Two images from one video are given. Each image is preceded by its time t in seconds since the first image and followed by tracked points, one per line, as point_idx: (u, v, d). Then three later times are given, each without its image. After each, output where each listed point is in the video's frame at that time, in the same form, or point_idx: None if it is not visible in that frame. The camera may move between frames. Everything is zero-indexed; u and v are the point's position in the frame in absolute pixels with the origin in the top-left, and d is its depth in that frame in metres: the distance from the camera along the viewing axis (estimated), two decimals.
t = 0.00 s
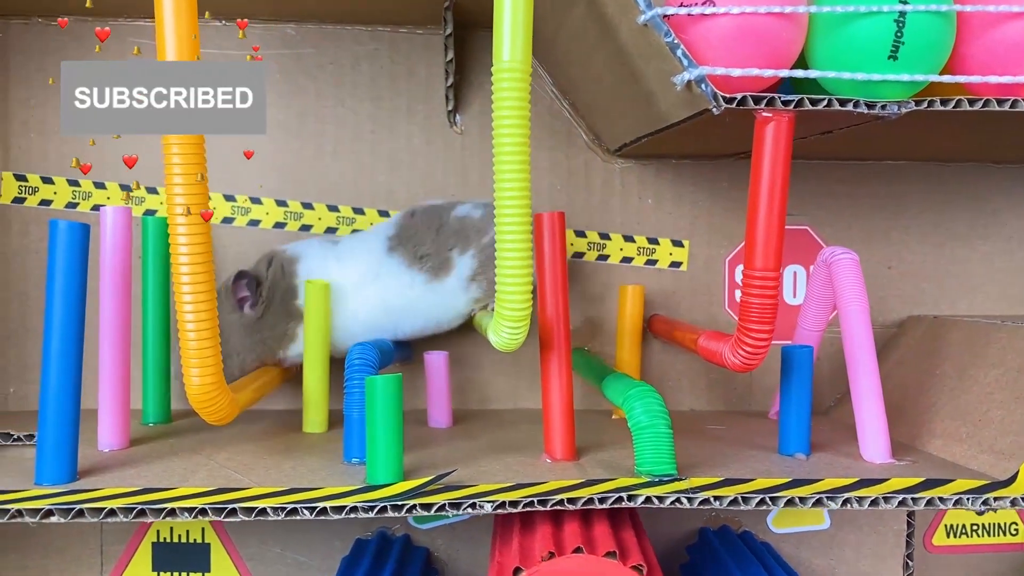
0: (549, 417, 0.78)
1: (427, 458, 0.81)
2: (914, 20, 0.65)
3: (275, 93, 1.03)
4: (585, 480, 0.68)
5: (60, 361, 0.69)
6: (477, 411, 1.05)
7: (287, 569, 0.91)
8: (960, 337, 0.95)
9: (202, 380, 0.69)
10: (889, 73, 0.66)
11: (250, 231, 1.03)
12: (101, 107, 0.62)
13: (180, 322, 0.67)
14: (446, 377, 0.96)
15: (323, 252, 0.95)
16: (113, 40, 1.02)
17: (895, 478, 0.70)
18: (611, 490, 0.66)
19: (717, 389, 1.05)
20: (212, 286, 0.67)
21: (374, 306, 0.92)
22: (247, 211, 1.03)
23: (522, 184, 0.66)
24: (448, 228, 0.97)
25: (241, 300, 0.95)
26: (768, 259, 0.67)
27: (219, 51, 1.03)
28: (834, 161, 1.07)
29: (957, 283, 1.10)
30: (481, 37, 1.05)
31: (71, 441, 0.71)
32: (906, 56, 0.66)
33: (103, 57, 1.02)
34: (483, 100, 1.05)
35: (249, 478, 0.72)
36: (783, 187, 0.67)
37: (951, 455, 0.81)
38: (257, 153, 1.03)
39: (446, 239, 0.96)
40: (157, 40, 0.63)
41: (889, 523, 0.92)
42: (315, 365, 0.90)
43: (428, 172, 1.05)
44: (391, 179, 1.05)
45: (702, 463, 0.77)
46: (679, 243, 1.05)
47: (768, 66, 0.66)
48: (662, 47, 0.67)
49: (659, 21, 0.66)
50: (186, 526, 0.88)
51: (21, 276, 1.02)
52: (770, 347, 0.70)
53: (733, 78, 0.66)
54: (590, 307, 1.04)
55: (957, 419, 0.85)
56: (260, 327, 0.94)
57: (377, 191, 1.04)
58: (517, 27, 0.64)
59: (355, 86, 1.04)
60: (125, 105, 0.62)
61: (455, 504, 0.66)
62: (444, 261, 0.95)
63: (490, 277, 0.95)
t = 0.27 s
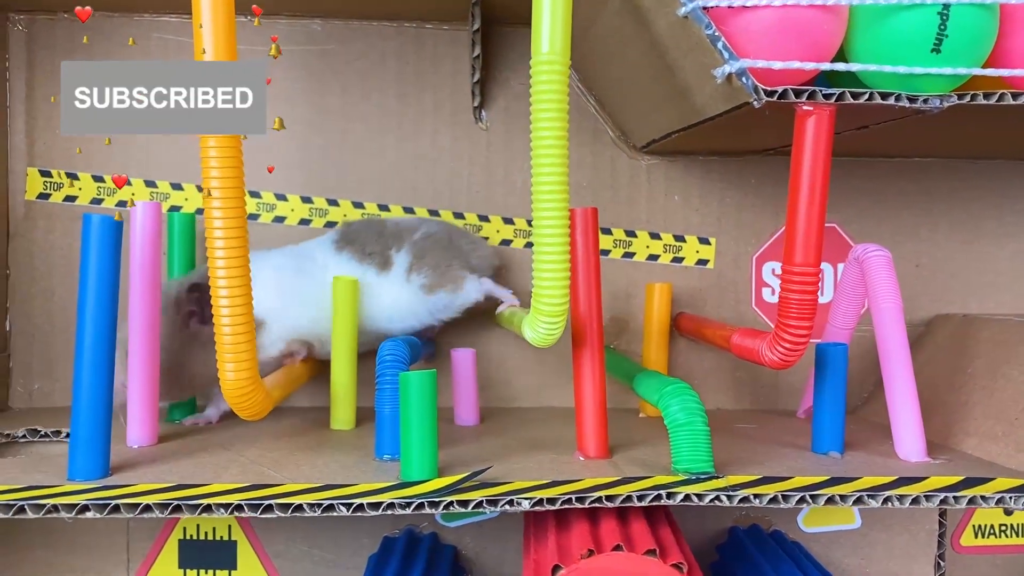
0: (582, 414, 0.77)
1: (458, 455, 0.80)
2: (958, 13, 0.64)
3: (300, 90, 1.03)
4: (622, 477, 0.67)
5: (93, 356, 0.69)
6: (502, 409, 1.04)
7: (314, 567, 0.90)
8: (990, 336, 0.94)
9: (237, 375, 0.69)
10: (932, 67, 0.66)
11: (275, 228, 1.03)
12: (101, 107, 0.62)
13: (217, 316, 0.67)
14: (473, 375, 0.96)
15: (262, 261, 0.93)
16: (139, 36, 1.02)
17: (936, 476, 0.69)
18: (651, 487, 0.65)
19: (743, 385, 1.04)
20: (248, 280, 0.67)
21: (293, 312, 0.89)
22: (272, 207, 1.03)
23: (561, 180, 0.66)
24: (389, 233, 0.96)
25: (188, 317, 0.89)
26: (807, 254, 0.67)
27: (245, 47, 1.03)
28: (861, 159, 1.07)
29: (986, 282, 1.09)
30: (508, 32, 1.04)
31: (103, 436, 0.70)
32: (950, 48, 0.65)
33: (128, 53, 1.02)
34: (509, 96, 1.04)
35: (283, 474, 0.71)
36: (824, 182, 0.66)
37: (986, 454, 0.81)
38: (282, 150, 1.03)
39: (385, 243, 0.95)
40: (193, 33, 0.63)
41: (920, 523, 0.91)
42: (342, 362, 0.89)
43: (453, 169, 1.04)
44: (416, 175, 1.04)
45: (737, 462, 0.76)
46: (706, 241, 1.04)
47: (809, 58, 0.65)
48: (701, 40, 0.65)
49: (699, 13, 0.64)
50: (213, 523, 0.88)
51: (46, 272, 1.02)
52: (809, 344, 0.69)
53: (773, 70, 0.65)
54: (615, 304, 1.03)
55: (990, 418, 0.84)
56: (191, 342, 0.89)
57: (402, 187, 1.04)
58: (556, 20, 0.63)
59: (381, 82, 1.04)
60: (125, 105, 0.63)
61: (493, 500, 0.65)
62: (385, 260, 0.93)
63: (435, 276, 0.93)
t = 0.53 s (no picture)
0: (612, 412, 0.76)
1: (488, 452, 0.80)
2: (1001, 5, 0.63)
3: (323, 85, 1.03)
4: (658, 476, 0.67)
5: (123, 352, 0.68)
6: (525, 407, 1.03)
7: (338, 565, 0.90)
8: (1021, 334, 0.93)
9: (269, 371, 0.68)
10: (974, 60, 0.65)
11: (298, 224, 1.02)
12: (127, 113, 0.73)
13: (249, 312, 0.67)
14: (498, 373, 0.95)
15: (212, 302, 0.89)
16: (161, 31, 1.02)
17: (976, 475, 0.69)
18: (687, 486, 0.65)
19: (769, 383, 1.04)
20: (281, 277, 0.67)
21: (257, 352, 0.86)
22: (295, 204, 1.02)
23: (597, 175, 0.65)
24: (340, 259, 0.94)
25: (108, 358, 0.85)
26: (846, 251, 0.66)
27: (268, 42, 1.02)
28: (889, 156, 1.05)
29: (1014, 281, 1.08)
30: (533, 28, 1.03)
31: (132, 434, 0.69)
32: (992, 41, 0.64)
33: (151, 48, 1.02)
34: (534, 92, 1.03)
35: (313, 471, 0.71)
36: (863, 176, 0.66)
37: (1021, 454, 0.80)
38: (305, 146, 1.02)
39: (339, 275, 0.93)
40: (227, 34, 0.64)
41: (951, 524, 0.91)
42: (369, 358, 0.89)
43: (477, 165, 1.03)
44: (440, 172, 1.03)
45: (771, 461, 0.75)
46: (732, 238, 1.03)
47: (848, 51, 0.64)
48: (739, 33, 0.65)
49: (738, 6, 0.63)
50: (237, 520, 0.87)
51: (69, 268, 1.02)
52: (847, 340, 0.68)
53: (812, 63, 0.64)
54: (640, 302, 1.02)
55: None
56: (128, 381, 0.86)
57: (426, 183, 1.03)
58: (593, 13, 0.63)
59: (404, 78, 1.03)
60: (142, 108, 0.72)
61: (528, 499, 0.65)
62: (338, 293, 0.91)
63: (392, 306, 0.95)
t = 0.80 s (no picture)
0: (650, 404, 0.75)
1: (522, 444, 0.79)
2: None
3: (351, 76, 1.02)
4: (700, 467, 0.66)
5: (158, 341, 0.68)
6: (553, 401, 1.02)
7: (368, 558, 0.89)
8: None
9: (306, 360, 0.68)
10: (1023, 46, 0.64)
11: (325, 216, 1.01)
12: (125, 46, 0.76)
13: (287, 301, 0.66)
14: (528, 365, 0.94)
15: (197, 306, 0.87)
16: (190, 21, 1.01)
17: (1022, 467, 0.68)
18: (732, 477, 0.64)
19: (799, 377, 1.03)
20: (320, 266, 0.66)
21: (267, 348, 0.85)
22: (323, 195, 1.02)
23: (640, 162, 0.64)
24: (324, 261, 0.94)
25: (109, 358, 0.84)
26: (892, 240, 0.65)
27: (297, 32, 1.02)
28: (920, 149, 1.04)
29: None
30: (562, 18, 1.02)
31: (167, 424, 0.69)
32: None
33: (179, 38, 1.01)
34: (562, 83, 1.02)
35: (349, 461, 0.70)
36: (910, 162, 0.65)
37: None
38: (332, 137, 1.02)
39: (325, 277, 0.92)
40: (268, 19, 0.64)
41: (988, 519, 0.89)
42: (400, 349, 0.89)
43: (505, 156, 1.03)
44: (468, 163, 1.03)
45: (810, 454, 0.74)
46: (762, 231, 1.03)
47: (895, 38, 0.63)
48: (785, 19, 0.64)
49: None
50: (265, 514, 0.86)
51: (94, 259, 1.01)
52: (891, 331, 0.67)
53: (859, 49, 0.63)
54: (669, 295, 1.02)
55: None
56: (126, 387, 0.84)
57: (453, 175, 1.03)
58: None
59: (432, 69, 1.02)
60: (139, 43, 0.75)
61: (569, 489, 0.64)
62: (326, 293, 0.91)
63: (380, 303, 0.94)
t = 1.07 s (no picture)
0: (686, 401, 0.74)
1: (556, 440, 0.79)
2: None
3: (378, 73, 1.02)
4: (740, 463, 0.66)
5: (198, 337, 0.68)
6: (581, 398, 1.02)
7: (399, 555, 0.89)
8: None
9: (345, 355, 0.68)
10: None
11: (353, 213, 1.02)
12: None
13: (328, 296, 0.67)
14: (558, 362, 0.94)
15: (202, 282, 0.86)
16: (218, 19, 1.02)
17: None
18: (773, 474, 0.64)
19: (827, 375, 1.03)
20: (360, 263, 0.67)
21: (300, 347, 0.85)
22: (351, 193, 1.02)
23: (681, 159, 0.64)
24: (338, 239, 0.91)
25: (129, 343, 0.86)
26: (933, 236, 0.65)
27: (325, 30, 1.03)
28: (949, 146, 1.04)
29: None
30: (590, 15, 1.02)
31: (206, 419, 0.69)
32: None
33: (208, 36, 1.02)
34: (590, 80, 1.02)
35: (386, 456, 0.70)
36: (951, 157, 0.64)
37: None
38: (360, 135, 1.02)
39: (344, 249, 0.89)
40: (310, 16, 0.64)
41: None
42: (430, 346, 0.89)
43: (533, 154, 1.02)
44: (495, 160, 1.02)
45: (848, 451, 0.74)
46: (791, 229, 1.03)
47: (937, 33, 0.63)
48: (826, 15, 0.64)
49: None
50: (298, 510, 0.87)
51: (124, 256, 1.02)
52: (930, 328, 0.67)
53: (901, 45, 0.63)
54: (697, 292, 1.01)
55: None
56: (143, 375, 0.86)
57: (481, 172, 1.02)
58: None
59: (460, 66, 1.02)
60: None
61: (611, 485, 0.64)
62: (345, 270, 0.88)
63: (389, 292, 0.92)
